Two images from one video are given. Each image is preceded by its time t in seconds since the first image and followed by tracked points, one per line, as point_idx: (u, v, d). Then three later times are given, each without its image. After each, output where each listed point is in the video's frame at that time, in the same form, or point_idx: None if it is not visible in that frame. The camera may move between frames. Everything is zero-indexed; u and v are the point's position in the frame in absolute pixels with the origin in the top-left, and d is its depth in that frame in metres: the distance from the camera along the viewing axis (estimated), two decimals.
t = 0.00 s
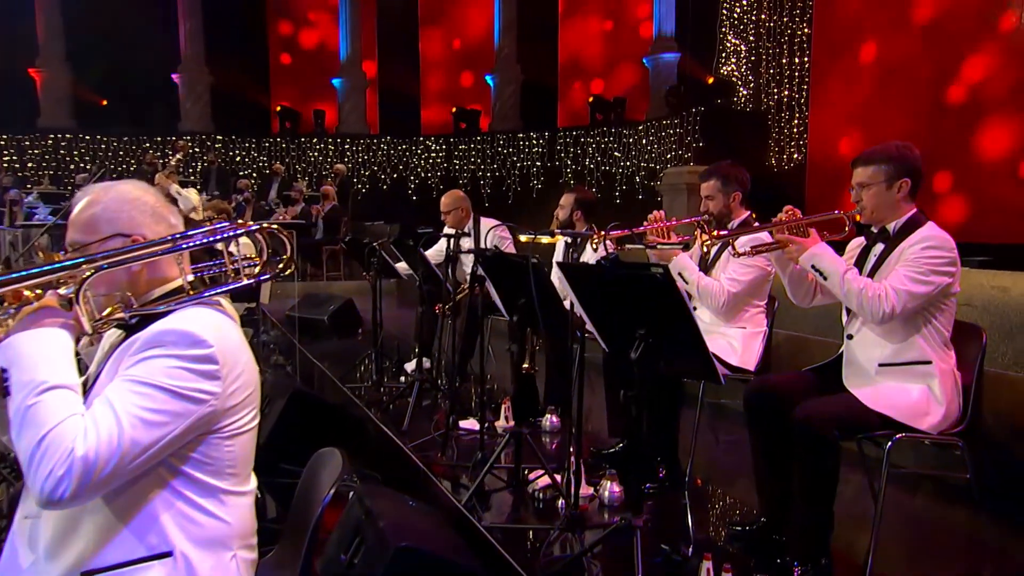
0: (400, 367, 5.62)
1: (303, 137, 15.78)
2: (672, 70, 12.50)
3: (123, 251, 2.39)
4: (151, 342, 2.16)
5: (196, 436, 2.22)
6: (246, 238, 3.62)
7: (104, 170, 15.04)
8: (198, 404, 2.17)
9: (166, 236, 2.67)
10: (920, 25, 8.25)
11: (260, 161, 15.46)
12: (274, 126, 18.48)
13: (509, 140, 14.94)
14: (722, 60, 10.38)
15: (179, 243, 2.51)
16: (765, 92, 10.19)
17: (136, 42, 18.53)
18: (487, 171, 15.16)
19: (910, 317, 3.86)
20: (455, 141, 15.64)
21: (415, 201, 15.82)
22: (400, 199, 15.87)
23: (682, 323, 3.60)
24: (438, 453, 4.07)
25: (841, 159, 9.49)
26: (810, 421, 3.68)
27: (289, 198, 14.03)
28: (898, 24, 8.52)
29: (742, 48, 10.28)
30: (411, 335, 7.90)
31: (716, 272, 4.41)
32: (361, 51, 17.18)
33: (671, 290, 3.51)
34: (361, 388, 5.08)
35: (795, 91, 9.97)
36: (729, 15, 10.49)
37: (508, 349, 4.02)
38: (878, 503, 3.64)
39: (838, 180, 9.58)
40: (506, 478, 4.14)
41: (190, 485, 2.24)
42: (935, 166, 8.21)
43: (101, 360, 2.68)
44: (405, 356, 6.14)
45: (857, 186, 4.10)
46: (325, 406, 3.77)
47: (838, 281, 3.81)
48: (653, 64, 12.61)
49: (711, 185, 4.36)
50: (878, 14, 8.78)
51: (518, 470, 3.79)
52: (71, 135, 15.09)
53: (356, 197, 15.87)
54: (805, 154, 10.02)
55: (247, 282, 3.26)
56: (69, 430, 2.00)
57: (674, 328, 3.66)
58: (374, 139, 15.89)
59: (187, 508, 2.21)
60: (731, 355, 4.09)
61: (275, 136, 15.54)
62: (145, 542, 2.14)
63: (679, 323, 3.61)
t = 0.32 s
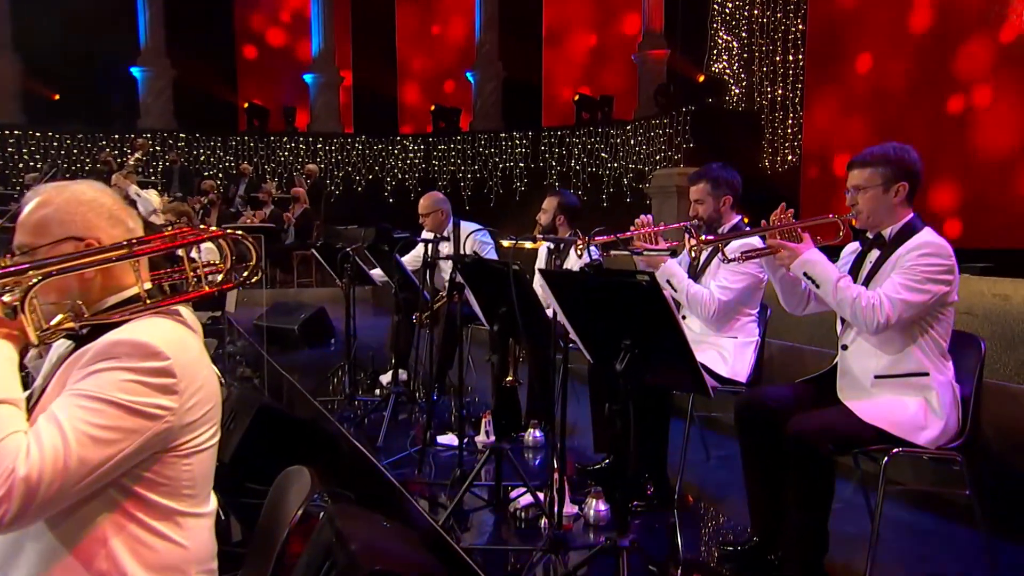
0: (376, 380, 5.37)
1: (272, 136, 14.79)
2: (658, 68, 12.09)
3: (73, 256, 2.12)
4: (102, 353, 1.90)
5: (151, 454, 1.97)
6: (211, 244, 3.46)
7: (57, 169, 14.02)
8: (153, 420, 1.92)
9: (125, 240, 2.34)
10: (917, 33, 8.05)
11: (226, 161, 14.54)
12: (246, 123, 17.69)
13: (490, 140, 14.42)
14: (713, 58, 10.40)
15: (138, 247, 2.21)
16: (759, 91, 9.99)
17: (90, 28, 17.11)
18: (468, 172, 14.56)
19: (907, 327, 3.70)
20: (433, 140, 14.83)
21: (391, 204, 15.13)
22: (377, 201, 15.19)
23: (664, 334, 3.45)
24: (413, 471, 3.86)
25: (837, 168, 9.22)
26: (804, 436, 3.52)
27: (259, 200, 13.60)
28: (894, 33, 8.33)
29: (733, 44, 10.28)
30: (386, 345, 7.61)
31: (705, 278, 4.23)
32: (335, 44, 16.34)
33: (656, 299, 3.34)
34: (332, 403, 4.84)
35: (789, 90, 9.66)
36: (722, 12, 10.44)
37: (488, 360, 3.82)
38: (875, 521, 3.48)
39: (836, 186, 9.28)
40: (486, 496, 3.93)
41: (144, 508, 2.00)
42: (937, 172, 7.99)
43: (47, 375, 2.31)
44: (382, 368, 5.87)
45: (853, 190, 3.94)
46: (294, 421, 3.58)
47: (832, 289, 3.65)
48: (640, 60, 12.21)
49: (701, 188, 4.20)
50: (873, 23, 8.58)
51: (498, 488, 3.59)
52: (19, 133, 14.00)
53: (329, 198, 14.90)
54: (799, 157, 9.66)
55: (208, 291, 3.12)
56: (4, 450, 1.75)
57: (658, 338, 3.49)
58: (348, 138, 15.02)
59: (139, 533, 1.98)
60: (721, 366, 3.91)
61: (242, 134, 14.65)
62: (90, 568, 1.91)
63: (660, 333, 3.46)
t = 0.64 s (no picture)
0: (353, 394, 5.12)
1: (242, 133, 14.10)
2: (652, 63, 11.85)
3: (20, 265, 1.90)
4: (54, 367, 1.71)
5: (108, 474, 1.80)
6: (174, 248, 3.27)
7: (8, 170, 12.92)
8: (113, 438, 1.75)
9: (80, 246, 2.09)
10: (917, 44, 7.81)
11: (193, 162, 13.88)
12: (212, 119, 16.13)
13: (473, 139, 13.96)
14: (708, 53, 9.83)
15: (95, 256, 1.99)
16: (755, 89, 9.63)
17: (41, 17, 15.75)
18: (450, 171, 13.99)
19: (908, 337, 3.54)
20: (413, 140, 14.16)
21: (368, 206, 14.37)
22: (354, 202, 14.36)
23: (652, 343, 3.29)
24: (391, 490, 3.66)
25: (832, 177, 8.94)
26: (800, 451, 3.36)
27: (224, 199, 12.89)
28: (894, 41, 8.07)
29: (728, 40, 9.76)
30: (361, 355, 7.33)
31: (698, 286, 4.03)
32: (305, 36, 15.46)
33: (644, 308, 3.18)
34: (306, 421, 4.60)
35: (786, 87, 9.33)
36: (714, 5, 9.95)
37: (471, 373, 3.61)
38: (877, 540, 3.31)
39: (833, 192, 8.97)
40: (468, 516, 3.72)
41: (101, 532, 1.83)
42: (937, 184, 7.79)
43: None
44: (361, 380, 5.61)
45: (851, 193, 3.76)
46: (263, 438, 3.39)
47: (830, 297, 3.50)
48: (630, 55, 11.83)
49: (693, 191, 4.02)
50: (872, 32, 8.31)
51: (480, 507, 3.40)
52: None
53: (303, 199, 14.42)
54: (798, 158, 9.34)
55: (170, 300, 2.92)
56: None
57: (646, 347, 3.32)
58: (323, 137, 14.25)
59: (96, 561, 1.82)
60: (715, 378, 3.72)
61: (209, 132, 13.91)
62: None
63: (648, 342, 3.30)
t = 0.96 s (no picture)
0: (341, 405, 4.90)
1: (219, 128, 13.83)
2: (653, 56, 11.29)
3: None
4: (19, 377, 1.63)
5: (76, 491, 1.71)
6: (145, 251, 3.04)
7: None
8: (80, 453, 1.66)
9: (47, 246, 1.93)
10: (929, 44, 7.48)
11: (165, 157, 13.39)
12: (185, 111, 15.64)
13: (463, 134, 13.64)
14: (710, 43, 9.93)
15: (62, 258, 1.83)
16: (760, 80, 9.38)
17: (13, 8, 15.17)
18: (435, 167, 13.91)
19: (922, 344, 3.35)
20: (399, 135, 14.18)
21: (353, 203, 14.29)
22: (337, 201, 14.26)
23: (650, 348, 3.10)
24: (377, 505, 3.46)
25: (839, 176, 8.53)
26: (810, 462, 3.17)
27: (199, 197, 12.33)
28: (904, 39, 7.78)
29: (732, 28, 9.66)
30: (347, 359, 7.08)
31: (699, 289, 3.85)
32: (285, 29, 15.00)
33: (642, 313, 3.00)
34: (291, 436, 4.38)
35: (794, 78, 8.98)
36: None
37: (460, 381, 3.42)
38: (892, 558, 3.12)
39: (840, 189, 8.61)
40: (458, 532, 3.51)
41: (67, 553, 1.75)
42: (947, 189, 7.48)
43: None
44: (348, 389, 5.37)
45: (861, 191, 3.56)
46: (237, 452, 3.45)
47: (839, 303, 3.33)
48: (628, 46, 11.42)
49: (695, 189, 3.83)
50: (881, 30, 7.97)
51: (471, 523, 3.19)
52: None
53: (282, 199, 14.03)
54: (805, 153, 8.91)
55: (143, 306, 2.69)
56: None
57: (644, 352, 3.14)
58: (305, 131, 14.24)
59: None
60: (720, 387, 3.53)
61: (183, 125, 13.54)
62: None
63: (646, 348, 3.12)
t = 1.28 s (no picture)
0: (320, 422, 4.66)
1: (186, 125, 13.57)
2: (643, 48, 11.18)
3: None
4: None
5: (32, 511, 1.87)
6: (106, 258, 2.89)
7: None
8: (35, 473, 1.82)
9: None
10: (938, 48, 7.33)
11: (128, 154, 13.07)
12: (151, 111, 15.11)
13: (447, 132, 13.18)
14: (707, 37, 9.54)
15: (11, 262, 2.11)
16: (759, 75, 9.15)
17: None
18: (418, 167, 13.26)
19: (928, 353, 3.18)
20: (379, 133, 13.59)
21: (330, 205, 13.73)
22: (314, 203, 13.77)
23: (641, 359, 2.94)
24: (355, 526, 3.28)
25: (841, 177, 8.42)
26: (810, 478, 3.02)
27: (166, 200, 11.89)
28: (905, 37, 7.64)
29: (729, 21, 9.41)
30: (325, 370, 6.82)
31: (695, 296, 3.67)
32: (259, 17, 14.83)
33: (633, 322, 2.83)
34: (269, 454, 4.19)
35: (795, 73, 8.82)
36: None
37: (444, 393, 3.23)
38: None
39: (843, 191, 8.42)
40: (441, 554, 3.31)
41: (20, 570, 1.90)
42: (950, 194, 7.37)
43: None
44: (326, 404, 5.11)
45: (864, 192, 3.40)
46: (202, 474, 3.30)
47: (841, 311, 3.18)
48: (623, 40, 11.25)
49: (690, 190, 3.66)
50: (888, 31, 7.80)
51: (455, 544, 3.00)
52: None
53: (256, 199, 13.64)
54: (806, 152, 8.74)
55: (101, 314, 2.48)
56: None
57: (634, 361, 2.97)
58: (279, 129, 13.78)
59: None
60: (716, 398, 3.36)
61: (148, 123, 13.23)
62: None
63: (636, 357, 2.95)
